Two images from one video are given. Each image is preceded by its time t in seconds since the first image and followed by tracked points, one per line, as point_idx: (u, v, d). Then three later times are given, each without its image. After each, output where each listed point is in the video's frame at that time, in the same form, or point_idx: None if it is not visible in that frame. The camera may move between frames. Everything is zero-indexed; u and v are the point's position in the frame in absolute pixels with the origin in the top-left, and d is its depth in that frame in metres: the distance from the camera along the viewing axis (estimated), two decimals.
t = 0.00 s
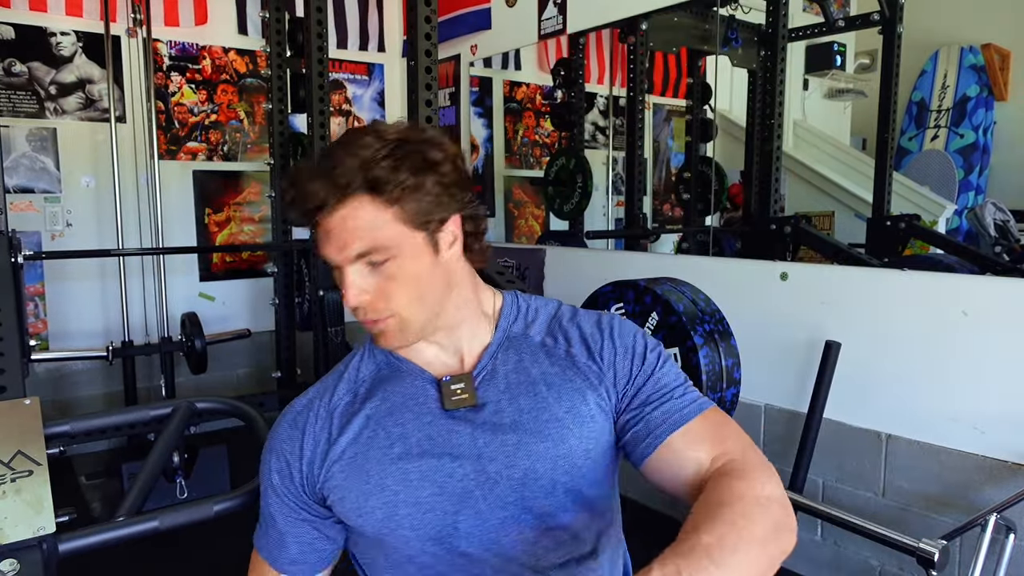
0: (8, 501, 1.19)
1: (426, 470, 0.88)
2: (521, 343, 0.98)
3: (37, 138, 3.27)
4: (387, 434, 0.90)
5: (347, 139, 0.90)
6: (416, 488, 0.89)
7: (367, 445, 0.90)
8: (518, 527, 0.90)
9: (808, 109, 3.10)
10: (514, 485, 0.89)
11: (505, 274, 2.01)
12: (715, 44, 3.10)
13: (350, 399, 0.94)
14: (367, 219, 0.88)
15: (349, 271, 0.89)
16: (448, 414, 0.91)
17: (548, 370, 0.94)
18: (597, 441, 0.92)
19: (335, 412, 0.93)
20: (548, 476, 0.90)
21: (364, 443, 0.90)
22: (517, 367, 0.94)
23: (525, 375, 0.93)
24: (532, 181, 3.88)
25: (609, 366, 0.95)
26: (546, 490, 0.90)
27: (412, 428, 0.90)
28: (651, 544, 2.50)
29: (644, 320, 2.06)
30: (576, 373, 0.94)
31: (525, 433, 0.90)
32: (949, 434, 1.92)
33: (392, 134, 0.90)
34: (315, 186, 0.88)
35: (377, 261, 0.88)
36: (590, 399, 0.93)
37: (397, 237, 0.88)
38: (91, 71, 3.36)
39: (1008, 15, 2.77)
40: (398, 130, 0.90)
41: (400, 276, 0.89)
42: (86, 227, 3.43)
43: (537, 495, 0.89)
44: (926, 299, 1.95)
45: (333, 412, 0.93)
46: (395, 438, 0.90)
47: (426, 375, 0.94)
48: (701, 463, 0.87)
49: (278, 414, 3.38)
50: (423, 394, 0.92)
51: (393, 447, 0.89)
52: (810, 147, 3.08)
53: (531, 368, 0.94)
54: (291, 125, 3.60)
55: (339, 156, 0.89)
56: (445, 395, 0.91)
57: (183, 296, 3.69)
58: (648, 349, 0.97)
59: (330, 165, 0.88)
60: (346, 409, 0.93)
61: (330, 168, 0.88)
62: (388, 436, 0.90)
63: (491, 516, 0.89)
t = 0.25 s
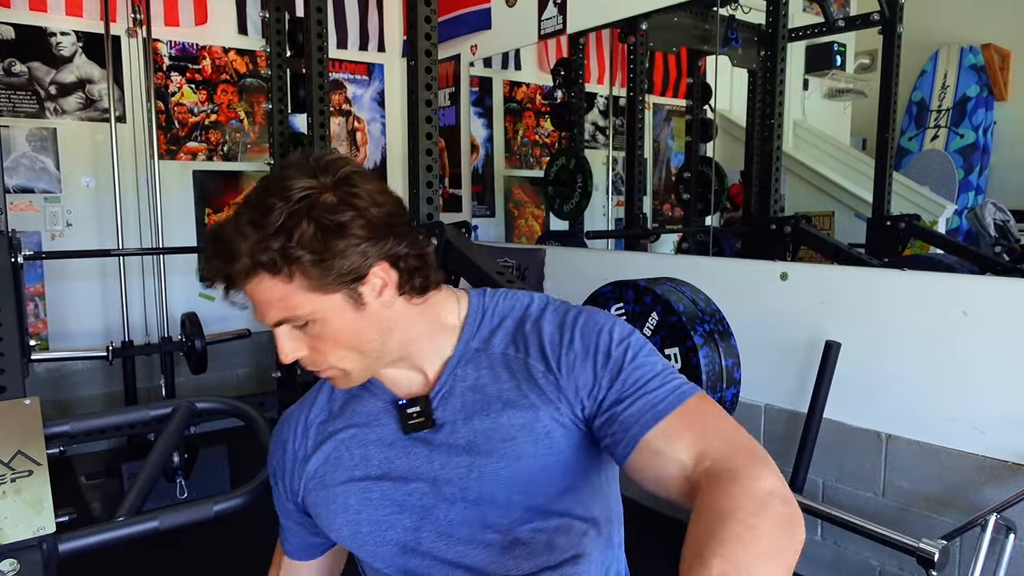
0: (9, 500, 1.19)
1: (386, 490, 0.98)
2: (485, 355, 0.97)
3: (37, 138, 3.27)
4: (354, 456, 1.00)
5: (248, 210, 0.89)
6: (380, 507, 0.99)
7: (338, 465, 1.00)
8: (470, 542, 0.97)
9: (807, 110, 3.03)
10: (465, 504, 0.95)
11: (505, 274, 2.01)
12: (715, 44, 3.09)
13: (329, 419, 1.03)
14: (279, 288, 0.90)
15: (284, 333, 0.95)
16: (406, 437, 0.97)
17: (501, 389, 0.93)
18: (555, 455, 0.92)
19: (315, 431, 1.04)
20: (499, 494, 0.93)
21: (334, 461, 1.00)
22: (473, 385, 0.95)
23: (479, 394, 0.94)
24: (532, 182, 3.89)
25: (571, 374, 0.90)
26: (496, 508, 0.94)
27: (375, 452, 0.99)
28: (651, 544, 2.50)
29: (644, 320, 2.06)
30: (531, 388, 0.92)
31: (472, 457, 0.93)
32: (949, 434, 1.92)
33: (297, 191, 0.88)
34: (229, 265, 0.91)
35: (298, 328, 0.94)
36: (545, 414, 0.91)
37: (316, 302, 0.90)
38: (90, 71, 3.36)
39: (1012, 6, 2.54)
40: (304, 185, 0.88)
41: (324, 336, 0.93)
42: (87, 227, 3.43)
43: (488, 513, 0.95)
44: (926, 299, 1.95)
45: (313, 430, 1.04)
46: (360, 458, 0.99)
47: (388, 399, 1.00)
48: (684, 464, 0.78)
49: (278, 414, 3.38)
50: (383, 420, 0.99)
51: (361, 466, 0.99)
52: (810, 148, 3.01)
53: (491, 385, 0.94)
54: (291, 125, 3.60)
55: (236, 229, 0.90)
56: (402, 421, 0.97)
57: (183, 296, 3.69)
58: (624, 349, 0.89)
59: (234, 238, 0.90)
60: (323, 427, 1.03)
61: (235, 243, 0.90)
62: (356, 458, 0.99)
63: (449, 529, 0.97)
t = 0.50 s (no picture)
0: (8, 501, 1.19)
1: (367, 501, 0.99)
2: (446, 358, 1.00)
3: (37, 138, 3.27)
4: (334, 476, 1.01)
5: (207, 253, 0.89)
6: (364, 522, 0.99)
7: (318, 488, 1.02)
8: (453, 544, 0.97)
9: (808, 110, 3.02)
10: (446, 506, 0.96)
11: (505, 274, 2.01)
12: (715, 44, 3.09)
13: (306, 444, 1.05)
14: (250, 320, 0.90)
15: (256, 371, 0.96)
16: (381, 447, 0.99)
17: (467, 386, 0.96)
18: (529, 445, 0.94)
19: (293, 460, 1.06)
20: (478, 492, 0.94)
21: (314, 485, 1.02)
22: (438, 388, 0.98)
23: (446, 394, 0.97)
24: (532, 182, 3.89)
25: (529, 367, 0.93)
26: (477, 506, 0.95)
27: (354, 471, 1.00)
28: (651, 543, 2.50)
29: (644, 320, 2.06)
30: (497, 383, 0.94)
31: (445, 455, 0.95)
32: (949, 434, 1.92)
33: (256, 229, 0.89)
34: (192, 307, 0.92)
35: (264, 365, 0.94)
36: (512, 406, 0.93)
37: (292, 330, 0.91)
38: (91, 71, 3.36)
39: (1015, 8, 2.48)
40: (263, 221, 0.89)
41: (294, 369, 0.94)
42: (87, 227, 3.43)
43: (468, 512, 0.95)
44: (926, 299, 1.95)
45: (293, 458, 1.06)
46: (339, 477, 1.01)
47: (360, 415, 1.02)
48: (638, 450, 0.79)
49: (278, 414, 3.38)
50: (357, 437, 1.01)
51: (338, 484, 1.01)
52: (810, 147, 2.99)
53: (457, 384, 0.96)
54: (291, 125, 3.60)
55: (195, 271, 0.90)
56: (377, 434, 0.99)
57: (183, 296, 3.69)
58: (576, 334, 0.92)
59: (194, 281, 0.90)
60: (302, 452, 1.05)
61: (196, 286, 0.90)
62: (334, 479, 1.01)
63: (434, 534, 0.97)
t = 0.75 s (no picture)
0: (9, 500, 1.19)
1: (360, 514, 1.02)
2: (402, 358, 1.06)
3: (37, 138, 3.27)
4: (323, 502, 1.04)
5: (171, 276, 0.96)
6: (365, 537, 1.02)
7: (309, 519, 1.05)
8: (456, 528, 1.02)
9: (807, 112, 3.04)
10: (440, 493, 1.01)
11: (505, 274, 2.01)
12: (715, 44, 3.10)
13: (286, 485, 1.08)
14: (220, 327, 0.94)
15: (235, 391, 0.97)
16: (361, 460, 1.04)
17: (434, 377, 1.02)
18: (504, 415, 1.01)
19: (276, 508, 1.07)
20: (466, 469, 1.01)
21: (305, 519, 1.05)
22: (403, 385, 1.04)
23: (414, 386, 1.03)
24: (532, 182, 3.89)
25: (488, 335, 1.02)
26: (468, 483, 1.01)
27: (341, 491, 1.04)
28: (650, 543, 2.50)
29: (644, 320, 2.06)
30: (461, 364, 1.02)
31: (426, 443, 1.01)
32: (949, 434, 1.92)
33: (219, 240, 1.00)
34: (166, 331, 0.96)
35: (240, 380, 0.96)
36: (480, 381, 1.01)
37: (267, 334, 0.94)
38: (90, 71, 3.36)
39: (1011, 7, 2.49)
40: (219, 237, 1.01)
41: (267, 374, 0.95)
42: (87, 227, 3.43)
43: (462, 491, 1.01)
44: (926, 299, 1.95)
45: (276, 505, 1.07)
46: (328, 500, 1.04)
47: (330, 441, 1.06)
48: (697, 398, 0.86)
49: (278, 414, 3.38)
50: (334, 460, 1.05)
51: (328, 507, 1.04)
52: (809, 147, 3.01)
53: (423, 376, 1.03)
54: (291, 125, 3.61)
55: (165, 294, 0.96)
56: (354, 447, 1.04)
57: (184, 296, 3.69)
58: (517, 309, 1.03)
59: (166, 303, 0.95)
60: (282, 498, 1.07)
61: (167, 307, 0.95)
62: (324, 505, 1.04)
63: (435, 524, 1.02)
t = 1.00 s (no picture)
0: (7, 501, 1.18)
1: (351, 502, 0.99)
2: (398, 359, 1.11)
3: (36, 138, 3.27)
4: (309, 495, 1.01)
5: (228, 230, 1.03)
6: (352, 531, 0.98)
7: (293, 514, 1.00)
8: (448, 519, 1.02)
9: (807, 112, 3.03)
10: (434, 482, 1.02)
11: (505, 274, 2.01)
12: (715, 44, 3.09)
13: (268, 482, 1.03)
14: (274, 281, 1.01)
15: (268, 346, 1.00)
16: (353, 450, 1.03)
17: (432, 374, 1.08)
18: (499, 409, 1.08)
19: (257, 506, 1.01)
20: (464, 458, 1.04)
21: (290, 513, 1.00)
22: (401, 380, 1.08)
23: (408, 384, 1.08)
24: (532, 182, 3.89)
25: (492, 344, 1.14)
26: (463, 471, 1.03)
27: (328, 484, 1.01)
28: (651, 544, 2.50)
29: (644, 320, 2.05)
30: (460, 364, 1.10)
31: (423, 431, 1.04)
32: (949, 434, 1.92)
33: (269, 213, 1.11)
34: (215, 274, 1.00)
35: (280, 334, 1.00)
36: (479, 377, 1.09)
37: (320, 290, 1.04)
38: (90, 71, 3.35)
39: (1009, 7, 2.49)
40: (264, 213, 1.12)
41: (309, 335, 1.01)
42: (86, 227, 3.42)
43: (458, 479, 1.03)
44: (926, 299, 1.95)
45: (256, 502, 1.01)
46: (313, 495, 1.00)
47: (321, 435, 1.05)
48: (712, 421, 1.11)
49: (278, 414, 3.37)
50: (322, 453, 1.03)
51: (312, 501, 1.00)
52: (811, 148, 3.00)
53: (419, 373, 1.08)
54: (291, 125, 3.60)
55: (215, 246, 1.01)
56: (345, 441, 1.03)
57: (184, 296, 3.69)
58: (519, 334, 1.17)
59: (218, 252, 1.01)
60: (263, 493, 1.02)
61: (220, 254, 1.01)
62: (309, 499, 1.00)
63: (426, 517, 1.01)
